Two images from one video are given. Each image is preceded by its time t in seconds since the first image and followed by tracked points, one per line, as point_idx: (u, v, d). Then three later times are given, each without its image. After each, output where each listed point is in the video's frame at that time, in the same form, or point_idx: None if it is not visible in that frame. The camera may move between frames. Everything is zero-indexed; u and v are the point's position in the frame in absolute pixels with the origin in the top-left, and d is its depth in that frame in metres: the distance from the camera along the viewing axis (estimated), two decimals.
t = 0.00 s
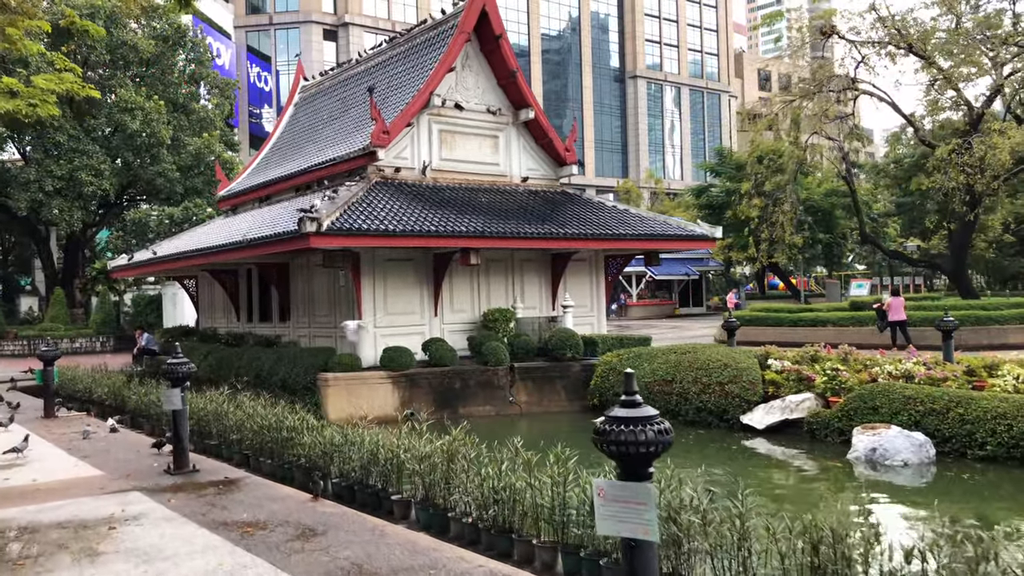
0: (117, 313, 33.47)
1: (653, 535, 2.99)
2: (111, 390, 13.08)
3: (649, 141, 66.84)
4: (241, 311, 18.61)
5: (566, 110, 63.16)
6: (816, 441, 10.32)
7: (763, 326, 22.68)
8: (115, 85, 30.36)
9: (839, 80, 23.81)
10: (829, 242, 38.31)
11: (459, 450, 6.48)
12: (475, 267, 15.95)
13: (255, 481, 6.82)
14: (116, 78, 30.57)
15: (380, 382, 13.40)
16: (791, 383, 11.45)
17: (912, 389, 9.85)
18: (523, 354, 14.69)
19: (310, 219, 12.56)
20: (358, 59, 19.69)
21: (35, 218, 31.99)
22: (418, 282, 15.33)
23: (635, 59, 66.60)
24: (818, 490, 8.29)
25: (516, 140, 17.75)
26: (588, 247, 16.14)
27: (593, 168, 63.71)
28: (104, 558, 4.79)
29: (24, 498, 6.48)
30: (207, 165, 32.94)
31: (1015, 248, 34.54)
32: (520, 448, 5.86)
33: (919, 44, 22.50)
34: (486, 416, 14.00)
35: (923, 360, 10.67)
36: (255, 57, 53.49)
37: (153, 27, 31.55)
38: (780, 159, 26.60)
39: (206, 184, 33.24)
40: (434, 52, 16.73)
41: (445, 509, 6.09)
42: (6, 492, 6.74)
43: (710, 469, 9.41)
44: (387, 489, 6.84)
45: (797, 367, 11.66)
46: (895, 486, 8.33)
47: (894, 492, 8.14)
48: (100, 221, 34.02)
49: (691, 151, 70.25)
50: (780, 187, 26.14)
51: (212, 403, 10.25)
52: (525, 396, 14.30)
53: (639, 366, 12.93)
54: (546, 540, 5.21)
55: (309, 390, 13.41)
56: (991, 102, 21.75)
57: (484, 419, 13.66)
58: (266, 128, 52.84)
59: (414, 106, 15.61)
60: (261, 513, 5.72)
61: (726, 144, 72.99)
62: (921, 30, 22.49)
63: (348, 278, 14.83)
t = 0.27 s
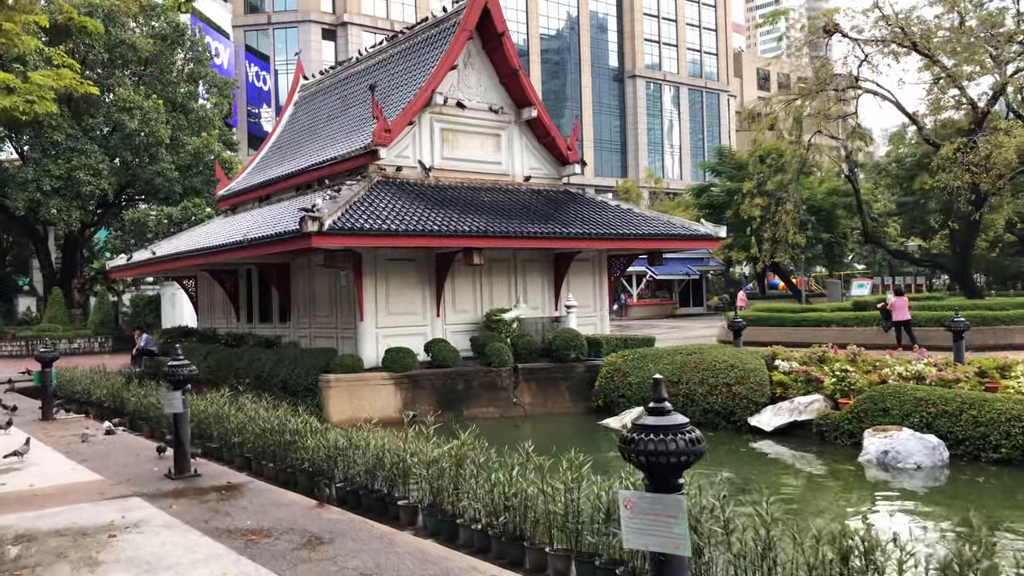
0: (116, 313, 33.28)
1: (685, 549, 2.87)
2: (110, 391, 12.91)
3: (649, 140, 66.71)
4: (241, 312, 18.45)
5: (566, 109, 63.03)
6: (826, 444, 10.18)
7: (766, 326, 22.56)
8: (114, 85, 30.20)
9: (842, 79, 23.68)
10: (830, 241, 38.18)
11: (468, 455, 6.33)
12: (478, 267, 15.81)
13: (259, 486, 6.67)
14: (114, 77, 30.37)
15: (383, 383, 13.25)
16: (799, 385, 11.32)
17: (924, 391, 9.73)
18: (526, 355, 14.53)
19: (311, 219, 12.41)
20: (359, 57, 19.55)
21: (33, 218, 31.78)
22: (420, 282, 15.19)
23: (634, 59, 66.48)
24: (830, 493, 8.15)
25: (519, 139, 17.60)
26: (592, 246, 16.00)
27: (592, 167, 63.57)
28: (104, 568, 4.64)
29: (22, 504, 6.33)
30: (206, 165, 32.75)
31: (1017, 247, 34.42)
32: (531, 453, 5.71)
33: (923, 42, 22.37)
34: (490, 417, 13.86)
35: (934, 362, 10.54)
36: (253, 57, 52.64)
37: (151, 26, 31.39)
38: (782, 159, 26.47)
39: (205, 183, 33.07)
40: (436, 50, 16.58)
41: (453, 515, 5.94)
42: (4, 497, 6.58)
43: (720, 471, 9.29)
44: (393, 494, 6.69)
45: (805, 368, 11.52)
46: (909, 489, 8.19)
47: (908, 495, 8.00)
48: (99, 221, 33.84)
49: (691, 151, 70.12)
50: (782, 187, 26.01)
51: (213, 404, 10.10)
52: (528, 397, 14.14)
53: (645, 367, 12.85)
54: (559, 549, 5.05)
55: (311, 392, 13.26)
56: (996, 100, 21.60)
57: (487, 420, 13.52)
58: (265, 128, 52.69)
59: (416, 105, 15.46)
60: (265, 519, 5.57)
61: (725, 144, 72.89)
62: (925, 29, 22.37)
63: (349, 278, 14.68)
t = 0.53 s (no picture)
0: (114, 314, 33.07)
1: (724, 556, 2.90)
2: (110, 393, 12.74)
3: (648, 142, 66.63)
4: (241, 313, 18.28)
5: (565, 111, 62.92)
6: (836, 446, 10.04)
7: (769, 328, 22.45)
8: (112, 85, 30.01)
9: (845, 79, 23.57)
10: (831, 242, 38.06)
11: (479, 459, 6.18)
12: (481, 267, 15.66)
13: (264, 490, 6.51)
14: (113, 77, 30.21)
15: (386, 385, 13.09)
16: (809, 386, 11.19)
17: (937, 392, 9.59)
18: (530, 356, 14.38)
19: (314, 218, 12.25)
20: (360, 56, 19.42)
21: (31, 219, 31.56)
22: (423, 283, 15.05)
23: (632, 60, 66.40)
24: (844, 497, 8.01)
25: (522, 138, 17.47)
26: (596, 246, 15.86)
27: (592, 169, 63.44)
28: None
29: (22, 508, 6.18)
30: (206, 165, 32.54)
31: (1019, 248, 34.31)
32: (547, 457, 5.56)
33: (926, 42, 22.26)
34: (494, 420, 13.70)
35: (946, 363, 10.40)
36: (252, 58, 53.13)
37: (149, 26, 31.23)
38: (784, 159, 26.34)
39: (204, 184, 32.92)
40: (439, 49, 16.45)
41: (465, 520, 5.79)
42: (2, 502, 6.42)
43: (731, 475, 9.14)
44: (401, 498, 6.55)
45: (814, 370, 11.39)
46: (925, 492, 8.05)
47: (923, 499, 7.85)
48: (97, 221, 33.65)
49: (689, 153, 70.05)
50: (785, 187, 25.88)
51: (215, 406, 9.94)
52: (533, 399, 13.99)
53: (651, 369, 12.72)
54: (576, 556, 4.90)
55: (313, 394, 13.11)
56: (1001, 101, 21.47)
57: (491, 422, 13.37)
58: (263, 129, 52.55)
59: (419, 104, 15.32)
60: (273, 525, 5.43)
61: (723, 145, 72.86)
62: (929, 29, 22.26)
63: (351, 279, 14.53)
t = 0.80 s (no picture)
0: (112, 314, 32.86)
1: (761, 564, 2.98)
2: (109, 394, 12.57)
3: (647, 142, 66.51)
4: (241, 313, 18.11)
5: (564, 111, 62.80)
6: (848, 449, 9.90)
7: (773, 328, 22.34)
8: (110, 84, 29.81)
9: (848, 78, 23.44)
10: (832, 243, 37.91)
11: (490, 464, 6.03)
12: (484, 267, 15.51)
13: (269, 495, 6.35)
14: (111, 76, 30.02)
15: (389, 386, 12.93)
16: (818, 388, 11.06)
17: (950, 394, 9.45)
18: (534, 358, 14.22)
19: (316, 218, 12.09)
20: (361, 54, 19.26)
21: (28, 218, 31.35)
22: (425, 283, 14.90)
23: (631, 60, 66.28)
24: (858, 502, 7.86)
25: (525, 137, 17.31)
26: (600, 246, 15.71)
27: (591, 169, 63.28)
28: None
29: (20, 515, 6.01)
30: (204, 165, 32.34)
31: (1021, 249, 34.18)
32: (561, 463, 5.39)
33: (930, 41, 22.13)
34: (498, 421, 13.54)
35: (958, 365, 10.25)
36: (251, 58, 53.12)
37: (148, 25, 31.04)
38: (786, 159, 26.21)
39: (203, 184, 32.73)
40: (441, 46, 16.29)
41: (475, 526, 5.63)
42: None
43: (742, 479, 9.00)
44: (409, 504, 6.38)
45: (823, 372, 11.25)
46: (941, 496, 7.90)
47: (939, 503, 7.71)
48: (95, 221, 33.44)
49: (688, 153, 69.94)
50: (787, 187, 25.75)
51: (216, 409, 9.78)
52: (537, 401, 13.82)
53: (657, 370, 12.60)
54: (593, 565, 4.74)
55: (314, 395, 12.95)
56: (1005, 100, 21.33)
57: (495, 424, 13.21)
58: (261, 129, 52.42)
59: (422, 102, 15.16)
60: (279, 533, 5.26)
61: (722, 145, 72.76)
62: (933, 28, 22.14)
63: (353, 279, 14.37)
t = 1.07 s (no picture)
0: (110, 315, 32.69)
1: None
2: (107, 395, 12.41)
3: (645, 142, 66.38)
4: (240, 313, 17.94)
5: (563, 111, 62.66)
6: (857, 450, 9.76)
7: (775, 329, 22.26)
8: (108, 83, 29.62)
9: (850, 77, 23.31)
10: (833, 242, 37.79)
11: (499, 467, 5.88)
12: (485, 266, 15.36)
13: (271, 499, 6.19)
14: (109, 75, 29.82)
15: (390, 387, 12.77)
16: (826, 388, 10.93)
17: (962, 395, 9.31)
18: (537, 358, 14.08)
19: (316, 216, 11.93)
20: (361, 52, 19.10)
21: (26, 218, 31.15)
22: (427, 282, 14.75)
23: (629, 60, 66.15)
24: (870, 504, 7.71)
25: (526, 135, 17.16)
26: (603, 245, 15.56)
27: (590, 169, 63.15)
28: None
29: (15, 519, 5.86)
30: (202, 164, 32.16)
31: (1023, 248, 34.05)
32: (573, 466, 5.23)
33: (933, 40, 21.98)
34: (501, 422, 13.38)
35: (969, 365, 10.12)
36: (249, 57, 52.98)
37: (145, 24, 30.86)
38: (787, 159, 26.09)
39: (201, 183, 32.54)
40: (443, 44, 16.15)
41: (484, 531, 5.47)
42: None
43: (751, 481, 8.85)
44: (415, 507, 6.22)
45: (831, 372, 11.11)
46: (955, 498, 7.75)
47: (954, 505, 7.56)
48: (92, 221, 33.25)
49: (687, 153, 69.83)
50: (788, 186, 25.61)
51: (216, 409, 9.62)
52: (540, 401, 13.66)
53: (661, 370, 12.46)
54: (608, 571, 4.58)
55: (315, 396, 12.79)
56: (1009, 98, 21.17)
57: (498, 425, 13.06)
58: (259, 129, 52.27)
59: (423, 99, 15.01)
60: (283, 538, 5.11)
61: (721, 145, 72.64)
62: (935, 26, 21.99)
63: (354, 278, 14.21)
